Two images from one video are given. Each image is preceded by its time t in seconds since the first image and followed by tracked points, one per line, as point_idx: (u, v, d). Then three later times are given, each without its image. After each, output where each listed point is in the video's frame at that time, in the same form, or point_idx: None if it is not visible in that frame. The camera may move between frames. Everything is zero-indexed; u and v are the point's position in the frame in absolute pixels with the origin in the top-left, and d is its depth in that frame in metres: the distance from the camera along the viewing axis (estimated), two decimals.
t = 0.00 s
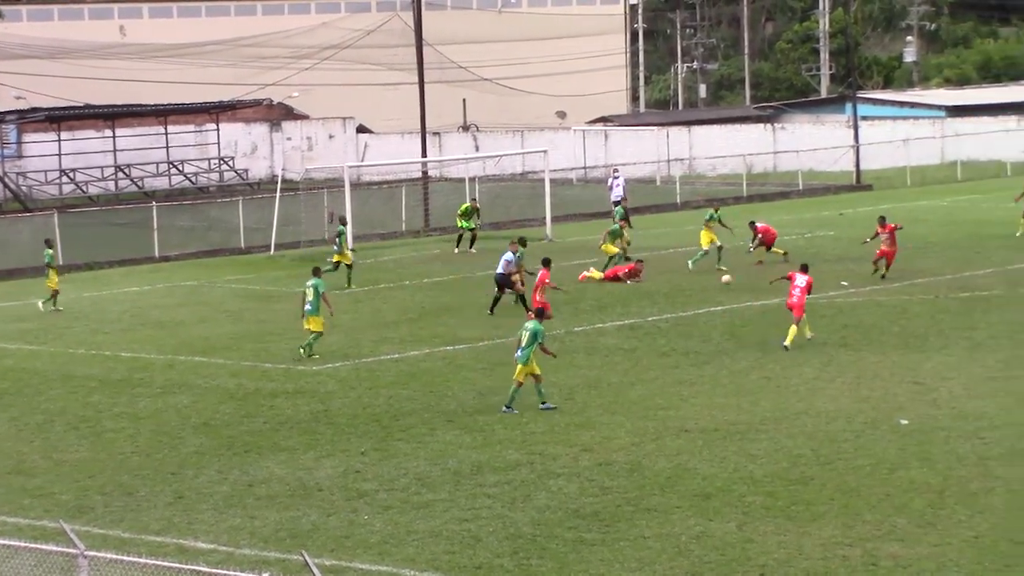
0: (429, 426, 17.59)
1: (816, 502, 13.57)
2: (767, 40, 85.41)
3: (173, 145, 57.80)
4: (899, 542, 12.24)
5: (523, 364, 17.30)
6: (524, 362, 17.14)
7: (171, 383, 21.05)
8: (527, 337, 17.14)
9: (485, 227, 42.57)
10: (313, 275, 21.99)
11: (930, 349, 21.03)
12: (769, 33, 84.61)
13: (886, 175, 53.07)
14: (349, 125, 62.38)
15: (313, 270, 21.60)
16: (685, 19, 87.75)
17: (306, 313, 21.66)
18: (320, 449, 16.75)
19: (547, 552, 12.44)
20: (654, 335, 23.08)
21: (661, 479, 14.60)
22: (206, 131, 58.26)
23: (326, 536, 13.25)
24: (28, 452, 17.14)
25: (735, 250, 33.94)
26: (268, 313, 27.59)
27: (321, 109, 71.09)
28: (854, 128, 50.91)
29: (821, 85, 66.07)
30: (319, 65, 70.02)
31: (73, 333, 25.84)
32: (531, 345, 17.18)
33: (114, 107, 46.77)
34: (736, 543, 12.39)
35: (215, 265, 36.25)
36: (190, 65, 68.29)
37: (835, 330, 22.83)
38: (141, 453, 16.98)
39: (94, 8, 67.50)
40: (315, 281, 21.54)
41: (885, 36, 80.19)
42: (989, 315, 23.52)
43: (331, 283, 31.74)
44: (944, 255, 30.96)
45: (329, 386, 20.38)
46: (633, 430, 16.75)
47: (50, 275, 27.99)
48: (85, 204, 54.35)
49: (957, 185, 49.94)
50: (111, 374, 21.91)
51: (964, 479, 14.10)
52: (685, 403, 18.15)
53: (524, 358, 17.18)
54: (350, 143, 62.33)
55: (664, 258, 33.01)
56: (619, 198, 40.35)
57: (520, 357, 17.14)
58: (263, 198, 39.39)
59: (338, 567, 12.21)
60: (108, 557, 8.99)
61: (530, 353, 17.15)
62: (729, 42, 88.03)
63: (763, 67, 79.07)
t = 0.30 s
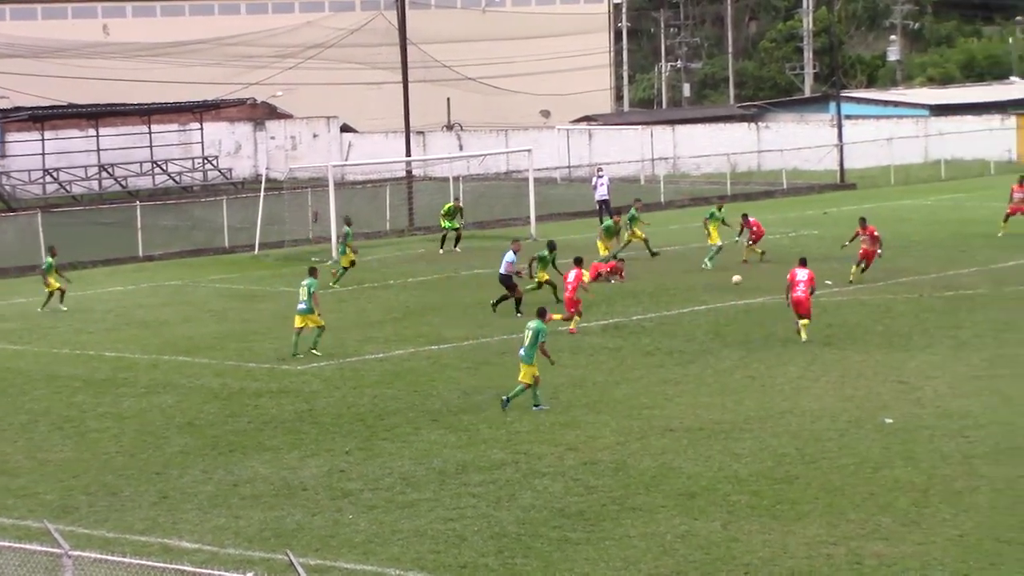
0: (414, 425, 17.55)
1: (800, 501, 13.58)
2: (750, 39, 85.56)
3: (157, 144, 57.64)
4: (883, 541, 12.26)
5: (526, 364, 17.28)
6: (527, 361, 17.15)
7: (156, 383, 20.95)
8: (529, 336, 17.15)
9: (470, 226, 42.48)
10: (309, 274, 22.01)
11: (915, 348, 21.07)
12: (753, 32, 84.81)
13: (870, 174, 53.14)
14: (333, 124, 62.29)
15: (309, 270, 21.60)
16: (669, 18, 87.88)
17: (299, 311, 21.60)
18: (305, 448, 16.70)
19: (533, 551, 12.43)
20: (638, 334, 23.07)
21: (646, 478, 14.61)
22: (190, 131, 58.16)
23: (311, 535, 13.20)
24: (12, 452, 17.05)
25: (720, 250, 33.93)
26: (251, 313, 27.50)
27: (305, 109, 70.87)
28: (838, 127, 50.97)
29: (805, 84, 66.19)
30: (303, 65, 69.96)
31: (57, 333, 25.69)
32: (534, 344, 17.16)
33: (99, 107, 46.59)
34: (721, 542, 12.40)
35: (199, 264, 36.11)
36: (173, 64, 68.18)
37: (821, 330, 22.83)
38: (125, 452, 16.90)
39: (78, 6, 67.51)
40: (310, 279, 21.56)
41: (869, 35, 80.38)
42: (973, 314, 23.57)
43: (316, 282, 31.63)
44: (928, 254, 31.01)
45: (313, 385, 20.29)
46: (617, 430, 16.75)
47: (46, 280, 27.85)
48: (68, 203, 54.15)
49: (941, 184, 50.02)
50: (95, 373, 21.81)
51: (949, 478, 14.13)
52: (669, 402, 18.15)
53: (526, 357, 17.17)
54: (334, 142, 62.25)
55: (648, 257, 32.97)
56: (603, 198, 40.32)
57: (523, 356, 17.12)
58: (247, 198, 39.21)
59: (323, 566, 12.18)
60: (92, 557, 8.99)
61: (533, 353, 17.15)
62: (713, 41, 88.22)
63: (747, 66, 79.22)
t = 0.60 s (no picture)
0: (403, 425, 17.50)
1: (790, 501, 13.57)
2: (740, 39, 85.66)
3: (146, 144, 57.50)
4: (873, 541, 12.26)
5: (532, 359, 17.47)
6: (531, 355, 17.39)
7: (145, 383, 20.88)
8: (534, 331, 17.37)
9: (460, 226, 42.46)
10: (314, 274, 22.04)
11: (904, 348, 21.09)
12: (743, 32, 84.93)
13: (860, 174, 53.22)
14: (322, 125, 62.28)
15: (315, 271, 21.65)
16: (659, 18, 87.98)
17: (303, 311, 21.74)
18: (294, 449, 16.65)
19: (522, 551, 12.40)
20: (628, 334, 23.07)
21: (636, 478, 14.60)
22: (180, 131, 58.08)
23: (300, 536, 13.15)
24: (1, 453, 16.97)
25: (710, 250, 33.94)
26: (241, 313, 27.44)
27: (295, 109, 70.73)
28: (828, 126, 51.03)
29: (795, 84, 66.28)
30: (293, 65, 69.81)
31: (46, 333, 25.61)
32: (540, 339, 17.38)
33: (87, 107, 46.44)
34: (710, 542, 12.39)
35: (189, 264, 36.02)
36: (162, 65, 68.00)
37: (811, 330, 22.84)
38: (115, 453, 16.84)
39: (67, 6, 67.19)
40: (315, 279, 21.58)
41: (858, 35, 80.53)
42: (963, 314, 23.61)
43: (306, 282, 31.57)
44: (918, 254, 31.03)
45: (303, 386, 20.23)
46: (607, 430, 16.74)
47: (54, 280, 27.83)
48: (57, 204, 53.99)
49: (930, 184, 50.17)
50: (84, 373, 21.73)
51: (938, 478, 14.14)
52: (659, 402, 18.14)
53: (532, 352, 17.42)
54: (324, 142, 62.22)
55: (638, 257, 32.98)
56: (592, 199, 40.32)
57: (529, 351, 17.40)
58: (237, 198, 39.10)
59: (313, 566, 12.15)
60: (82, 556, 8.89)
61: (539, 347, 17.38)
62: (703, 41, 88.27)
63: (736, 66, 79.29)
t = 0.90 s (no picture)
0: (379, 427, 17.42)
1: (766, 502, 13.56)
2: (717, 41, 85.93)
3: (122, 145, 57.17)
4: (848, 542, 12.26)
5: (532, 365, 17.30)
6: (531, 362, 17.20)
7: (120, 385, 20.71)
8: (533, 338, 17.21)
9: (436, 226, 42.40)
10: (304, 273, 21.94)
11: (880, 349, 21.16)
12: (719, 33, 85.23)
13: (836, 175, 53.48)
14: (298, 126, 62.14)
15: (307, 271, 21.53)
16: (636, 19, 88.20)
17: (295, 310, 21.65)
18: (269, 450, 16.53)
19: (498, 552, 12.34)
20: (605, 335, 23.05)
21: (612, 479, 14.56)
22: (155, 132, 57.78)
23: (276, 537, 13.05)
24: None
25: (686, 251, 33.98)
26: (216, 314, 27.29)
27: (271, 110, 70.41)
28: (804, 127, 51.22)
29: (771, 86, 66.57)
30: (270, 65, 69.54)
31: (21, 334, 25.41)
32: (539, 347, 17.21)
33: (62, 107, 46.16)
34: (685, 543, 12.37)
35: (164, 265, 35.82)
36: (137, 65, 67.75)
37: (787, 331, 22.88)
38: (89, 454, 16.69)
39: (42, 8, 67.36)
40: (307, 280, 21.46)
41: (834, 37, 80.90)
42: (937, 315, 23.71)
43: (282, 283, 31.43)
44: (894, 255, 31.13)
45: (279, 387, 20.10)
46: (583, 431, 16.71)
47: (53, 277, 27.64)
48: (32, 205, 53.64)
49: (906, 185, 50.51)
50: (58, 375, 21.55)
51: (914, 479, 14.17)
52: (635, 403, 18.12)
53: (531, 359, 17.23)
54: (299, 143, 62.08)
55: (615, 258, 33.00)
56: (569, 199, 40.34)
57: (527, 358, 17.19)
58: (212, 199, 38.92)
59: (288, 568, 12.05)
60: (55, 558, 8.78)
61: (537, 354, 17.19)
62: (679, 43, 88.56)
63: (713, 67, 79.54)
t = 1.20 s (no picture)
0: (351, 429, 17.32)
1: (738, 504, 13.57)
2: (688, 43, 86.19)
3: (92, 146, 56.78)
4: (820, 543, 12.27)
5: (525, 363, 17.33)
6: (524, 360, 17.23)
7: (91, 386, 20.52)
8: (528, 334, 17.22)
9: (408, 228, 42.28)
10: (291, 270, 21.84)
11: (851, 351, 21.22)
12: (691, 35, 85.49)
13: (808, 177, 53.66)
14: (270, 127, 61.93)
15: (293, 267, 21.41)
16: (608, 21, 88.32)
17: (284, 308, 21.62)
18: (241, 452, 16.40)
19: (471, 554, 12.29)
20: (578, 337, 23.01)
21: (584, 481, 14.53)
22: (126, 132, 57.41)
23: (248, 539, 12.94)
24: None
25: (658, 253, 33.98)
26: (188, 315, 27.08)
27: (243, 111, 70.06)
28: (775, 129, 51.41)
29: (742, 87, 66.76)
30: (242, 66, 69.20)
31: None
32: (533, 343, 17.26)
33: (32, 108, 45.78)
34: (658, 545, 12.35)
35: (135, 266, 35.55)
36: (107, 66, 67.63)
37: (759, 333, 22.91)
38: (59, 456, 16.51)
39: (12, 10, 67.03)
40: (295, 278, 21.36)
41: (806, 40, 81.29)
42: (908, 317, 23.81)
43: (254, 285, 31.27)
44: (865, 257, 31.24)
45: (251, 389, 19.96)
46: (556, 433, 16.67)
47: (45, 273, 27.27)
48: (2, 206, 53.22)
49: (876, 187, 50.77)
50: (29, 377, 21.32)
51: (885, 480, 14.20)
52: (608, 405, 18.09)
53: (525, 356, 17.25)
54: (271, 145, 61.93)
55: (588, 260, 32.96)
56: (541, 201, 40.32)
57: (522, 354, 17.21)
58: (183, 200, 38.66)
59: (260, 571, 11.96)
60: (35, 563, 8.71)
61: (531, 352, 17.23)
62: (650, 44, 88.77)
63: (685, 69, 79.77)
